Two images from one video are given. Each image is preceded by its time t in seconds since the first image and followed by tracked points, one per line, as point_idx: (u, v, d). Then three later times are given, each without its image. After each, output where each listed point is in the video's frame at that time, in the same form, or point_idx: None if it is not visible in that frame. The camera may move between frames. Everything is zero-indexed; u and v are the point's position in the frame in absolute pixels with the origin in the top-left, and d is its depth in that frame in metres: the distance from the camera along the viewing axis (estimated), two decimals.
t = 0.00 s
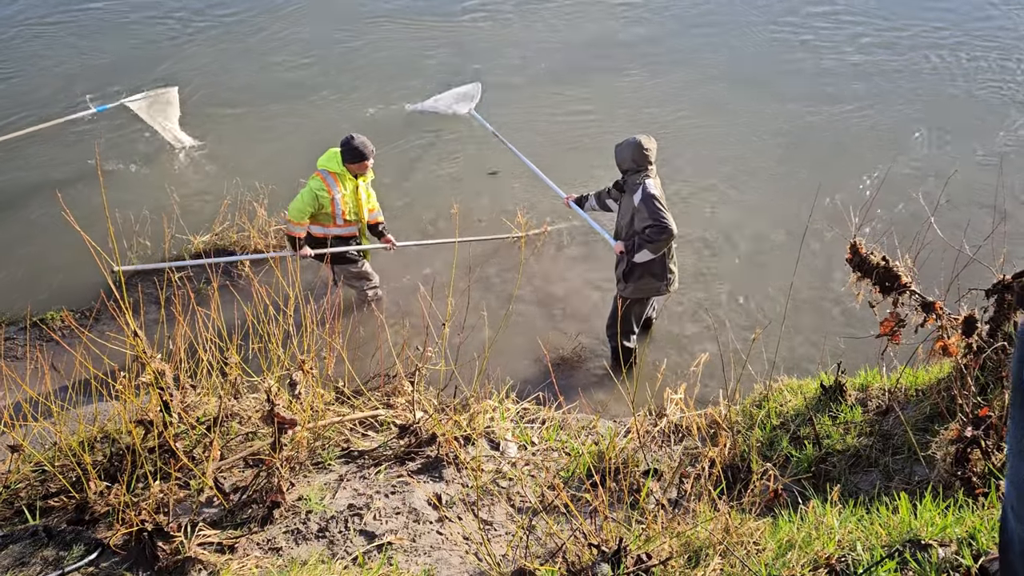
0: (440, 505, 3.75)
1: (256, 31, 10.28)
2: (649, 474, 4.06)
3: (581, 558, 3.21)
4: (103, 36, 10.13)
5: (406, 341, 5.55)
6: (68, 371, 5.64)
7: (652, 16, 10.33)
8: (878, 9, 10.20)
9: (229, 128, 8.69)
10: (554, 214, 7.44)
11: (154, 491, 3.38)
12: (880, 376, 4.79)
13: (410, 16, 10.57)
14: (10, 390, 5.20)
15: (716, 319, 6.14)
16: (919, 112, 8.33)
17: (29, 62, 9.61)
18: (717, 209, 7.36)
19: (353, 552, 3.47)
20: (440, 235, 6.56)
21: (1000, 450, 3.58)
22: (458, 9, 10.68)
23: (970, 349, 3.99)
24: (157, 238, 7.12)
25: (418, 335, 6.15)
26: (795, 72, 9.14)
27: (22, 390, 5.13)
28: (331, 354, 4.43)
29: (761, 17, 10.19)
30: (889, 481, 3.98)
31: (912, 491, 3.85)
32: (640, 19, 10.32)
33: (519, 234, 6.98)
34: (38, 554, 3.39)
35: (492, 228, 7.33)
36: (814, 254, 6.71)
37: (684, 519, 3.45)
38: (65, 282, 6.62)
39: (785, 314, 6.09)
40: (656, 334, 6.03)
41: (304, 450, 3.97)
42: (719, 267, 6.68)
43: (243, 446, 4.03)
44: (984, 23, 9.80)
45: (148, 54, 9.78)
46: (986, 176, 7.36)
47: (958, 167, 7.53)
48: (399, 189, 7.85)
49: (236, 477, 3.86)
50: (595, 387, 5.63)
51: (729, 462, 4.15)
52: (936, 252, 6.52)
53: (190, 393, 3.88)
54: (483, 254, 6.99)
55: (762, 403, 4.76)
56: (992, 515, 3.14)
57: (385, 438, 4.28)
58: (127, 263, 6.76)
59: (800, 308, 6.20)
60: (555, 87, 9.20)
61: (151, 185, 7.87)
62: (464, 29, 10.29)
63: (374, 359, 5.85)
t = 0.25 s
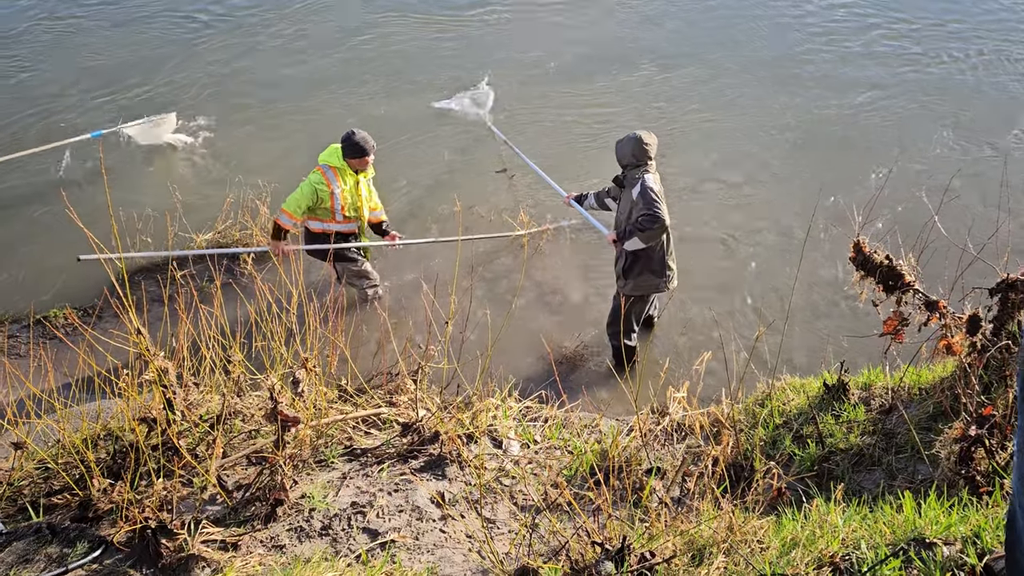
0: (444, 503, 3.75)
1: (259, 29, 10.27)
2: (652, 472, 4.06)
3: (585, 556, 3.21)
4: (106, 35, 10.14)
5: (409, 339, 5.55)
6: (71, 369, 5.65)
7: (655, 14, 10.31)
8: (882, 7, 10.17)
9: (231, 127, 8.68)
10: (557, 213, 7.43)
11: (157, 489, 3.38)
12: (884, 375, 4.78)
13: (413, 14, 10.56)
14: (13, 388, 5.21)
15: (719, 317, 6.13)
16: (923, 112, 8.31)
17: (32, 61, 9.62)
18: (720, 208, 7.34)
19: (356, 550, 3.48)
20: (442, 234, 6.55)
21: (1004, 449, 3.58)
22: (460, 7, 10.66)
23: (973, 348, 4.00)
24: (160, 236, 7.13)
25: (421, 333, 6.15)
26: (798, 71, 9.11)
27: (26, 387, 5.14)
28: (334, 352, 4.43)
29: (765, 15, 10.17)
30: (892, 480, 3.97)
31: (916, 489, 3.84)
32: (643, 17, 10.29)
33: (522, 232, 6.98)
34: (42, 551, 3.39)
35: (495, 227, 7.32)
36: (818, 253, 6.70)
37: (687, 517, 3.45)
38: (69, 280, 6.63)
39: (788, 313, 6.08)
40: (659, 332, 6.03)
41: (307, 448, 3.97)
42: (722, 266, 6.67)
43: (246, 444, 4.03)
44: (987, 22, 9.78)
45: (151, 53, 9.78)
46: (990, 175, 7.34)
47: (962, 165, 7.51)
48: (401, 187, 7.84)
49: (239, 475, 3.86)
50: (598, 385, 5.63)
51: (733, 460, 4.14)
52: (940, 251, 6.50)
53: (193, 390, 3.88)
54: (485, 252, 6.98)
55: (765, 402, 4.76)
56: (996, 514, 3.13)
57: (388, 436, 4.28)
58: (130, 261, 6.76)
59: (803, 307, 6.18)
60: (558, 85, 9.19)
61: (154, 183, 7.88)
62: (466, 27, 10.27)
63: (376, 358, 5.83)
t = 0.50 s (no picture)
0: (446, 501, 3.76)
1: (261, 28, 10.27)
2: (654, 471, 4.06)
3: (588, 554, 3.21)
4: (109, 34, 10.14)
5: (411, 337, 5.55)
6: (74, 366, 5.65)
7: (657, 13, 10.31)
8: (884, 6, 10.17)
9: (234, 125, 8.68)
10: (559, 212, 7.43)
11: (160, 486, 3.38)
12: (886, 374, 4.78)
13: (415, 13, 10.57)
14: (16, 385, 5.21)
15: (721, 316, 6.13)
16: (926, 111, 8.29)
17: (35, 60, 9.63)
18: (722, 207, 7.34)
19: (359, 548, 3.48)
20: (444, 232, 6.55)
21: (1007, 448, 3.57)
22: (463, 6, 10.64)
23: (976, 347, 4.01)
24: (162, 234, 7.14)
25: (423, 331, 6.14)
26: (802, 70, 9.09)
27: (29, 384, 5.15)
28: (336, 350, 4.43)
29: (767, 14, 10.16)
30: (894, 479, 3.96)
31: (918, 488, 3.84)
32: (646, 16, 10.28)
33: (524, 230, 6.97)
34: (45, 547, 3.40)
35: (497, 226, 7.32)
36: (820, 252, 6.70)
37: (689, 516, 3.45)
38: (71, 277, 6.64)
39: (790, 312, 6.07)
40: (661, 331, 6.02)
41: (309, 446, 3.97)
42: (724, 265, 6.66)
43: (248, 442, 4.03)
44: (990, 21, 9.77)
45: (154, 52, 9.79)
46: (993, 174, 7.33)
47: (964, 164, 7.50)
48: (403, 185, 7.84)
49: (242, 473, 3.86)
50: (600, 384, 5.63)
51: (735, 459, 4.14)
52: (942, 250, 6.50)
53: (195, 388, 3.88)
54: (487, 251, 6.98)
55: (767, 401, 4.75)
56: (999, 513, 3.13)
57: (390, 434, 4.27)
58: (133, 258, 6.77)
59: (805, 306, 6.18)
60: (560, 83, 9.18)
61: (156, 181, 7.88)
62: (469, 26, 10.26)
63: (379, 356, 5.83)
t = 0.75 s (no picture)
0: (446, 499, 3.76)
1: (261, 26, 10.25)
2: (653, 469, 4.06)
3: (587, 551, 3.21)
4: (109, 32, 10.12)
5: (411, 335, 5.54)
6: (74, 364, 5.66)
7: (657, 12, 10.32)
8: (884, 5, 10.17)
9: (234, 123, 8.67)
10: (559, 210, 7.42)
11: (160, 483, 3.38)
12: (885, 372, 4.79)
13: (414, 12, 10.57)
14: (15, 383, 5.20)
15: (721, 314, 6.13)
16: (926, 109, 8.29)
17: (34, 57, 9.60)
18: (723, 205, 7.33)
19: (359, 545, 3.48)
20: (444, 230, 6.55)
21: (1006, 446, 3.57)
22: (463, 5, 10.64)
23: (975, 345, 4.02)
24: (161, 232, 7.13)
25: (423, 329, 6.14)
26: (802, 68, 9.09)
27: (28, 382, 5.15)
28: (336, 348, 4.44)
29: (767, 13, 10.17)
30: (894, 476, 3.97)
31: (917, 486, 3.84)
32: (647, 14, 10.26)
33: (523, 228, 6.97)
34: (46, 545, 3.40)
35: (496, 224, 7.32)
36: (819, 250, 6.70)
37: (689, 513, 3.46)
38: (71, 275, 6.64)
39: (790, 310, 6.08)
40: (660, 329, 6.03)
41: (309, 444, 3.97)
42: (725, 263, 6.66)
43: (248, 440, 4.03)
44: (990, 19, 9.77)
45: (154, 50, 9.78)
46: (992, 172, 7.34)
47: (964, 162, 7.50)
48: (403, 184, 7.84)
49: (242, 471, 3.86)
50: (600, 382, 5.63)
51: (735, 457, 4.14)
52: (941, 248, 6.50)
53: (195, 386, 3.89)
54: (487, 249, 6.98)
55: (766, 399, 4.76)
56: (998, 510, 3.13)
57: (390, 432, 4.28)
58: (132, 256, 6.77)
59: (805, 305, 6.18)
60: (559, 82, 9.18)
61: (155, 179, 7.88)
62: (469, 25, 10.26)
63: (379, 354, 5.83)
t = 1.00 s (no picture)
0: (443, 497, 3.77)
1: (259, 25, 10.24)
2: (650, 467, 4.07)
3: (584, 549, 3.22)
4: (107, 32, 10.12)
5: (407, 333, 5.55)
6: (70, 362, 5.65)
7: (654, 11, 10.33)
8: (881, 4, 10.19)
9: (231, 122, 8.65)
10: (557, 209, 7.42)
11: (156, 482, 3.37)
12: (882, 370, 4.80)
13: (412, 10, 10.57)
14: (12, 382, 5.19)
15: (717, 312, 6.14)
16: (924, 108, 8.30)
17: (32, 56, 9.59)
18: (720, 204, 7.33)
19: (356, 544, 3.49)
20: (441, 228, 6.55)
21: (1002, 444, 3.58)
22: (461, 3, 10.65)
23: (971, 343, 4.03)
24: (158, 230, 7.12)
25: (420, 328, 6.14)
26: (800, 68, 9.09)
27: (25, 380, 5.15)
28: (333, 347, 4.44)
29: (764, 12, 10.19)
30: (890, 475, 3.97)
31: (913, 484, 3.85)
32: (644, 13, 10.27)
33: (520, 226, 6.97)
34: (42, 544, 3.40)
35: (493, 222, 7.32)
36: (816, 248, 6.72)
37: (686, 511, 3.46)
38: (67, 273, 6.63)
39: (787, 308, 6.08)
40: (657, 328, 6.03)
41: (306, 443, 3.96)
42: (722, 262, 6.66)
43: (245, 438, 4.03)
44: (987, 18, 9.78)
45: (151, 50, 9.77)
46: (989, 171, 7.35)
47: (960, 161, 7.52)
48: (400, 182, 7.84)
49: (238, 469, 3.86)
50: (597, 380, 5.64)
51: (731, 455, 4.14)
52: (938, 246, 6.51)
53: (192, 385, 3.88)
54: (484, 248, 6.98)
55: (763, 397, 4.76)
56: (994, 508, 3.13)
57: (387, 430, 4.27)
58: (129, 255, 6.76)
59: (802, 303, 6.19)
60: (557, 80, 9.19)
61: (152, 177, 7.86)
62: (468, 25, 10.25)
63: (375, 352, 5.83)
